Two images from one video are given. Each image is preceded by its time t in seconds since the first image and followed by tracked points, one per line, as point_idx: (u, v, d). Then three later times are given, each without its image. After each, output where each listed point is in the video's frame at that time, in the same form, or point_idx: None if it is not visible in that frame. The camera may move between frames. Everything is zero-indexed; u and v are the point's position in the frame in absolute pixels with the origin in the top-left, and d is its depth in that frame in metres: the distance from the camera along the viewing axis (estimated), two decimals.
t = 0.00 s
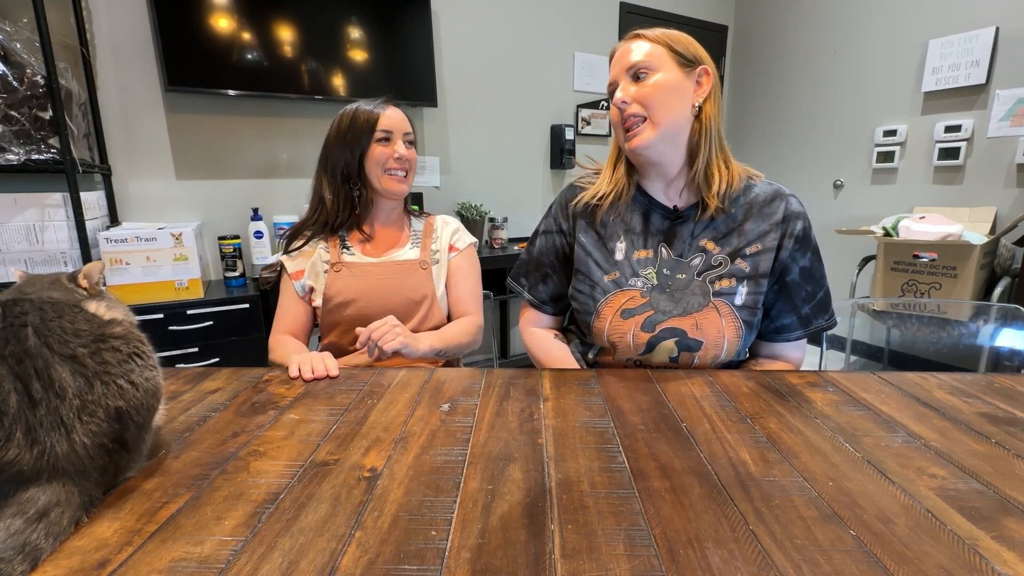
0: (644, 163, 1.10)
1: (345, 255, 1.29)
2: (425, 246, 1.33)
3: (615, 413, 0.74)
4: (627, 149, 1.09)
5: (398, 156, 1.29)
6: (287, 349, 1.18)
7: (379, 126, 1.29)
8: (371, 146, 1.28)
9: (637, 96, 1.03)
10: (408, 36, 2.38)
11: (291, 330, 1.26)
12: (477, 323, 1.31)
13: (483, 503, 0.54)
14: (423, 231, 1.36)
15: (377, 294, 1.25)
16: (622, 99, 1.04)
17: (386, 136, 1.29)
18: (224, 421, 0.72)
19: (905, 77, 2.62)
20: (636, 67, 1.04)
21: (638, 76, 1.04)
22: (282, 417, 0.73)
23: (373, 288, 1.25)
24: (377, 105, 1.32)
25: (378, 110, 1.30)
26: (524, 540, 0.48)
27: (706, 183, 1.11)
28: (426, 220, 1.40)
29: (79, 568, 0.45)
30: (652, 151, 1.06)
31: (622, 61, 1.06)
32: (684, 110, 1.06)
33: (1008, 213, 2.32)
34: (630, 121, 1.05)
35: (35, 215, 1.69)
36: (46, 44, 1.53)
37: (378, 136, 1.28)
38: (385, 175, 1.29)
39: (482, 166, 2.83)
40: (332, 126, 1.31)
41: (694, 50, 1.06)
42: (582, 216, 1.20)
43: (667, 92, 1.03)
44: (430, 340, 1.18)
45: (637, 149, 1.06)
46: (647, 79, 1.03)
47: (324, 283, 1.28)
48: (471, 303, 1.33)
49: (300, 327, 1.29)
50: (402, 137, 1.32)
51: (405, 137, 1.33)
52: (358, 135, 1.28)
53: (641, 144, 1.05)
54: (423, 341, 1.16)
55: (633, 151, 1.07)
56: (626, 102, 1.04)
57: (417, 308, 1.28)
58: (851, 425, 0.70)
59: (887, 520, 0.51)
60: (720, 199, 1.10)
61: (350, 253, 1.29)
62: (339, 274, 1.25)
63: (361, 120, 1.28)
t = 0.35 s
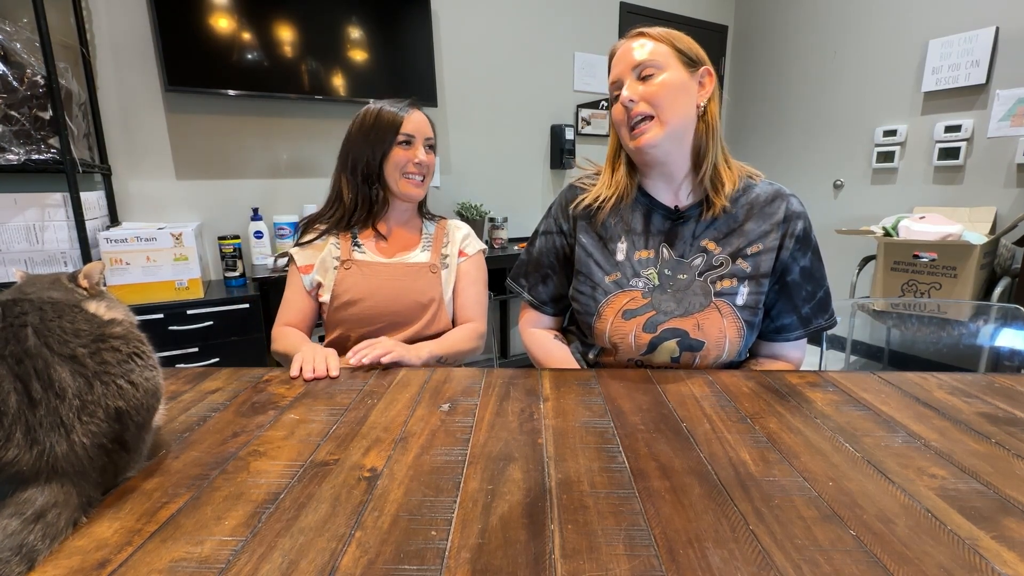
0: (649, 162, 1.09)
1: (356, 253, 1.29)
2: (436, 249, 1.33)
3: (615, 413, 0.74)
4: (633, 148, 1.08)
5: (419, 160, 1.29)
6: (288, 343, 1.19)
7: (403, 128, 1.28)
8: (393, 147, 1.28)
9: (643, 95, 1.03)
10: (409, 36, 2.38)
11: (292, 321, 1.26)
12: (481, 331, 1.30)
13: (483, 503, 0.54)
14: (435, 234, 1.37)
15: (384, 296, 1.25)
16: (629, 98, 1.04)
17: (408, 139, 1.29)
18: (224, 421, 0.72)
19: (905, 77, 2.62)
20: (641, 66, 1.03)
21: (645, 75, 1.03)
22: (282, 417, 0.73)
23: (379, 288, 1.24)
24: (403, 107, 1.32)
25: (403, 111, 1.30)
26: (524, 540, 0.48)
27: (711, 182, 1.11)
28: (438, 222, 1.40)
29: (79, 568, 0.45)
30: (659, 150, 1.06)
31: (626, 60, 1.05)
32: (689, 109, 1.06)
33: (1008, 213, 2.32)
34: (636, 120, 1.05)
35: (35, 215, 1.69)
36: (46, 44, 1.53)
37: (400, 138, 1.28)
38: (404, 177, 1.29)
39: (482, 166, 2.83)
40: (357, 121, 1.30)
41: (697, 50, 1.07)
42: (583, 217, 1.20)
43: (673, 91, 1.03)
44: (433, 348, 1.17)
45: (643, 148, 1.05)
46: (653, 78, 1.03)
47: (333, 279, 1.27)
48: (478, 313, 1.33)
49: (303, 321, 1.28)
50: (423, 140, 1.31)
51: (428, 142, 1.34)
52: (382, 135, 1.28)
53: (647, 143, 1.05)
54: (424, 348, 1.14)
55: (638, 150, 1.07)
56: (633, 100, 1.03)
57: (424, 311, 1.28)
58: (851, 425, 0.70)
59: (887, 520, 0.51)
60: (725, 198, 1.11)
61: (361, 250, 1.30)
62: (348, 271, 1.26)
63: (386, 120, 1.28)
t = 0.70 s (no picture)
0: (646, 164, 1.10)
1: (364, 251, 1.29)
2: (443, 252, 1.33)
3: (615, 413, 0.74)
4: (628, 151, 1.09)
5: (419, 162, 1.28)
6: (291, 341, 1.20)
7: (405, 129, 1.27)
8: (395, 148, 1.28)
9: (638, 99, 1.03)
10: (409, 36, 2.38)
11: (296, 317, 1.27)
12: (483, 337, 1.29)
13: (483, 503, 0.54)
14: (442, 236, 1.37)
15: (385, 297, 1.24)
16: (623, 102, 1.04)
17: (409, 140, 1.28)
18: (224, 421, 0.72)
19: (905, 77, 2.62)
20: (637, 69, 1.03)
21: (639, 79, 1.03)
22: (282, 417, 0.73)
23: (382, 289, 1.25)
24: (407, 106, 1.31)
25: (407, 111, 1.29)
26: (524, 540, 0.48)
27: (709, 184, 1.11)
28: (447, 225, 1.40)
29: (79, 568, 0.45)
30: (654, 153, 1.06)
31: (622, 62, 1.05)
32: (685, 112, 1.06)
33: (1008, 213, 2.32)
34: (631, 124, 1.05)
35: (35, 215, 1.69)
36: (46, 44, 1.53)
37: (402, 139, 1.28)
38: (405, 179, 1.29)
39: (482, 166, 2.83)
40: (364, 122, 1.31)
41: (695, 50, 1.05)
42: (584, 217, 1.20)
43: (667, 95, 1.03)
44: (432, 357, 1.16)
45: (638, 152, 1.06)
46: (648, 81, 1.03)
47: (339, 278, 1.28)
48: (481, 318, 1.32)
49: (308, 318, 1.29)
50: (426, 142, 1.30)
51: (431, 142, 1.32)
52: (385, 135, 1.27)
53: (641, 147, 1.06)
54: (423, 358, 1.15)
55: (634, 153, 1.08)
56: (628, 105, 1.04)
57: (428, 313, 1.28)
58: (851, 425, 0.70)
59: (887, 520, 0.51)
60: (723, 200, 1.10)
61: (368, 249, 1.30)
62: (355, 269, 1.26)
63: (389, 120, 1.27)
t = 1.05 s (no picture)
0: (644, 165, 1.10)
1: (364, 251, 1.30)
2: (444, 252, 1.33)
3: (615, 413, 0.74)
4: (626, 153, 1.09)
5: (374, 171, 1.27)
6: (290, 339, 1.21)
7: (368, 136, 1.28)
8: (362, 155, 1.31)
9: (635, 101, 1.03)
10: (409, 36, 2.38)
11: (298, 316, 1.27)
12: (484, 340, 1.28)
13: (483, 503, 0.54)
14: (445, 237, 1.36)
15: (386, 296, 1.25)
16: (621, 104, 1.04)
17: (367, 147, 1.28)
18: (224, 421, 0.72)
19: (906, 77, 2.62)
20: (634, 70, 1.03)
21: (637, 81, 1.03)
22: (282, 417, 0.73)
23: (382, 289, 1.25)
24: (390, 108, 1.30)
25: (378, 116, 1.28)
26: (524, 540, 0.48)
27: (708, 185, 1.11)
28: (449, 226, 1.40)
29: (79, 568, 0.45)
30: (652, 155, 1.07)
31: (620, 63, 1.05)
32: (683, 113, 1.05)
33: (1008, 213, 2.32)
34: (628, 126, 1.05)
35: (36, 215, 1.69)
36: (46, 44, 1.53)
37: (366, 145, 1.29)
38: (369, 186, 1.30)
39: (482, 166, 2.83)
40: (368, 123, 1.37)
41: (693, 51, 1.05)
42: (585, 216, 1.19)
43: (664, 97, 1.03)
44: (430, 359, 1.16)
45: (636, 154, 1.07)
46: (645, 83, 1.03)
47: (341, 279, 1.28)
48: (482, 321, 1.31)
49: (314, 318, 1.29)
50: (386, 149, 1.27)
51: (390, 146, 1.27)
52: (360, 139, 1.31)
53: (639, 149, 1.06)
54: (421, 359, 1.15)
55: (632, 154, 1.08)
56: (625, 107, 1.04)
57: (427, 313, 1.27)
58: (851, 425, 0.70)
59: (887, 520, 0.51)
60: (722, 201, 1.10)
61: (368, 249, 1.31)
62: (355, 269, 1.27)
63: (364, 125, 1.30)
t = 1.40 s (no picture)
0: (643, 166, 1.11)
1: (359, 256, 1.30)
2: (438, 251, 1.32)
3: (615, 413, 0.74)
4: (624, 154, 1.09)
5: (393, 162, 1.26)
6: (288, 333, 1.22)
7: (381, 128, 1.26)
8: (370, 149, 1.28)
9: (633, 103, 1.03)
10: (409, 36, 2.38)
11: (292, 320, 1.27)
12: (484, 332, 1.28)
13: (483, 503, 0.54)
14: (437, 237, 1.35)
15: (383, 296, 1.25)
16: (619, 106, 1.04)
17: (381, 139, 1.27)
18: (224, 421, 0.72)
19: (906, 77, 2.62)
20: (632, 71, 1.03)
21: (635, 82, 1.03)
22: (282, 417, 0.73)
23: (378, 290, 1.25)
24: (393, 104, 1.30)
25: (388, 110, 1.28)
26: (524, 540, 0.48)
27: (707, 187, 1.11)
28: (441, 224, 1.38)
29: (79, 568, 0.45)
30: (650, 156, 1.07)
31: (618, 63, 1.05)
32: (681, 114, 1.05)
33: (1008, 213, 2.32)
34: (626, 127, 1.06)
35: (36, 215, 1.69)
36: (46, 44, 1.53)
37: (377, 138, 1.27)
38: (381, 178, 1.28)
39: (483, 166, 2.83)
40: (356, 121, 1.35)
41: (693, 50, 1.04)
42: (585, 217, 1.20)
43: (662, 98, 1.02)
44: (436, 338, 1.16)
45: (634, 156, 1.07)
46: (643, 84, 1.03)
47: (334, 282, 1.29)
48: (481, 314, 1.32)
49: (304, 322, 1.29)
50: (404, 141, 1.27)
51: (408, 138, 1.28)
52: (365, 133, 1.28)
53: (637, 151, 1.06)
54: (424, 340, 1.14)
55: (630, 156, 1.08)
56: (623, 108, 1.04)
57: (423, 314, 1.28)
58: (851, 425, 0.70)
59: (887, 520, 0.51)
60: (721, 203, 1.10)
61: (362, 253, 1.31)
62: (350, 273, 1.26)
63: (367, 120, 1.28)
